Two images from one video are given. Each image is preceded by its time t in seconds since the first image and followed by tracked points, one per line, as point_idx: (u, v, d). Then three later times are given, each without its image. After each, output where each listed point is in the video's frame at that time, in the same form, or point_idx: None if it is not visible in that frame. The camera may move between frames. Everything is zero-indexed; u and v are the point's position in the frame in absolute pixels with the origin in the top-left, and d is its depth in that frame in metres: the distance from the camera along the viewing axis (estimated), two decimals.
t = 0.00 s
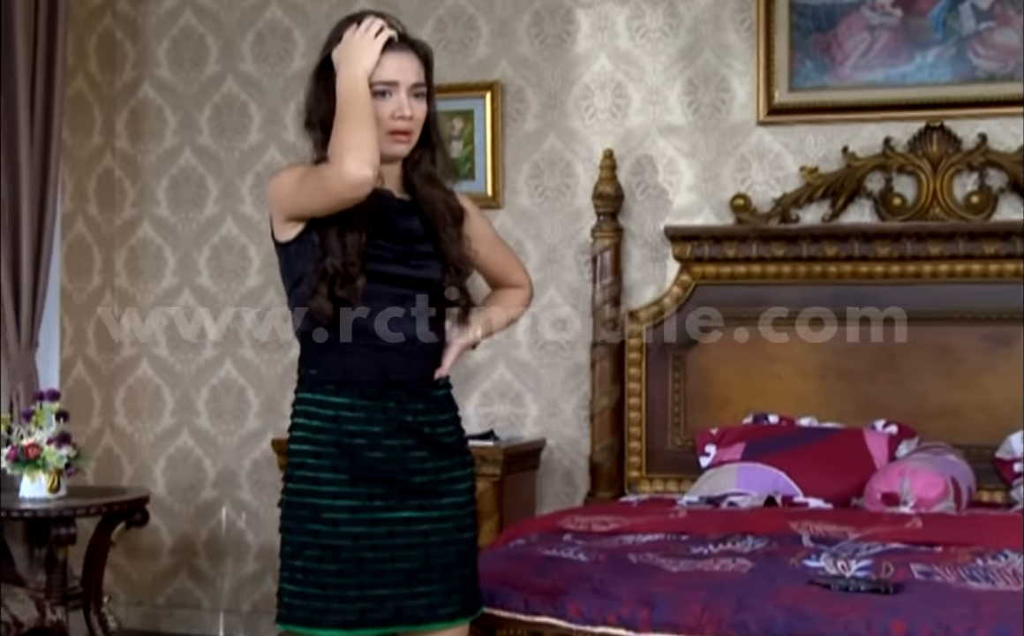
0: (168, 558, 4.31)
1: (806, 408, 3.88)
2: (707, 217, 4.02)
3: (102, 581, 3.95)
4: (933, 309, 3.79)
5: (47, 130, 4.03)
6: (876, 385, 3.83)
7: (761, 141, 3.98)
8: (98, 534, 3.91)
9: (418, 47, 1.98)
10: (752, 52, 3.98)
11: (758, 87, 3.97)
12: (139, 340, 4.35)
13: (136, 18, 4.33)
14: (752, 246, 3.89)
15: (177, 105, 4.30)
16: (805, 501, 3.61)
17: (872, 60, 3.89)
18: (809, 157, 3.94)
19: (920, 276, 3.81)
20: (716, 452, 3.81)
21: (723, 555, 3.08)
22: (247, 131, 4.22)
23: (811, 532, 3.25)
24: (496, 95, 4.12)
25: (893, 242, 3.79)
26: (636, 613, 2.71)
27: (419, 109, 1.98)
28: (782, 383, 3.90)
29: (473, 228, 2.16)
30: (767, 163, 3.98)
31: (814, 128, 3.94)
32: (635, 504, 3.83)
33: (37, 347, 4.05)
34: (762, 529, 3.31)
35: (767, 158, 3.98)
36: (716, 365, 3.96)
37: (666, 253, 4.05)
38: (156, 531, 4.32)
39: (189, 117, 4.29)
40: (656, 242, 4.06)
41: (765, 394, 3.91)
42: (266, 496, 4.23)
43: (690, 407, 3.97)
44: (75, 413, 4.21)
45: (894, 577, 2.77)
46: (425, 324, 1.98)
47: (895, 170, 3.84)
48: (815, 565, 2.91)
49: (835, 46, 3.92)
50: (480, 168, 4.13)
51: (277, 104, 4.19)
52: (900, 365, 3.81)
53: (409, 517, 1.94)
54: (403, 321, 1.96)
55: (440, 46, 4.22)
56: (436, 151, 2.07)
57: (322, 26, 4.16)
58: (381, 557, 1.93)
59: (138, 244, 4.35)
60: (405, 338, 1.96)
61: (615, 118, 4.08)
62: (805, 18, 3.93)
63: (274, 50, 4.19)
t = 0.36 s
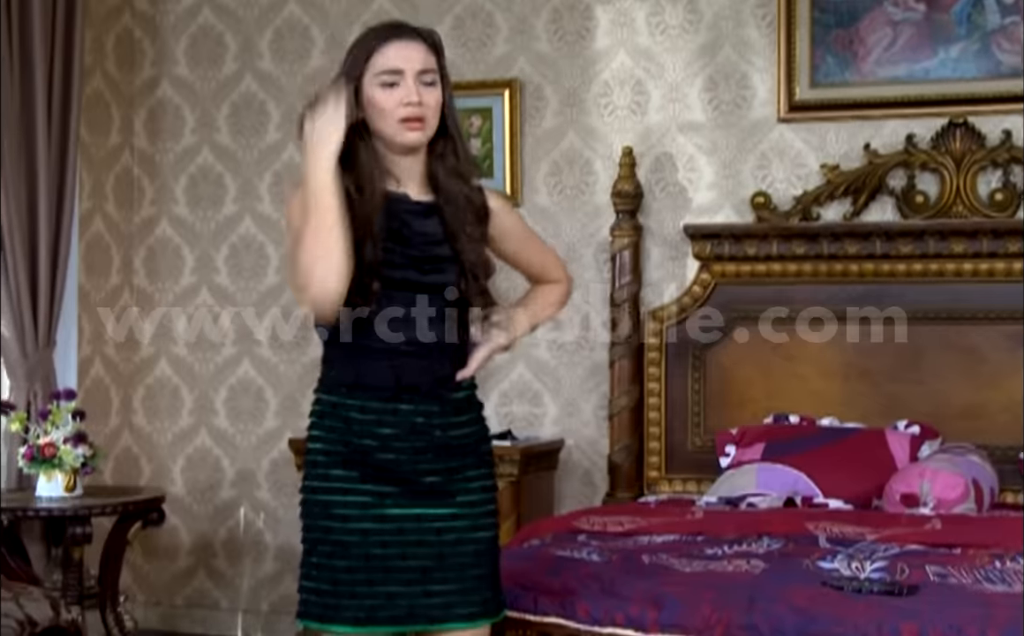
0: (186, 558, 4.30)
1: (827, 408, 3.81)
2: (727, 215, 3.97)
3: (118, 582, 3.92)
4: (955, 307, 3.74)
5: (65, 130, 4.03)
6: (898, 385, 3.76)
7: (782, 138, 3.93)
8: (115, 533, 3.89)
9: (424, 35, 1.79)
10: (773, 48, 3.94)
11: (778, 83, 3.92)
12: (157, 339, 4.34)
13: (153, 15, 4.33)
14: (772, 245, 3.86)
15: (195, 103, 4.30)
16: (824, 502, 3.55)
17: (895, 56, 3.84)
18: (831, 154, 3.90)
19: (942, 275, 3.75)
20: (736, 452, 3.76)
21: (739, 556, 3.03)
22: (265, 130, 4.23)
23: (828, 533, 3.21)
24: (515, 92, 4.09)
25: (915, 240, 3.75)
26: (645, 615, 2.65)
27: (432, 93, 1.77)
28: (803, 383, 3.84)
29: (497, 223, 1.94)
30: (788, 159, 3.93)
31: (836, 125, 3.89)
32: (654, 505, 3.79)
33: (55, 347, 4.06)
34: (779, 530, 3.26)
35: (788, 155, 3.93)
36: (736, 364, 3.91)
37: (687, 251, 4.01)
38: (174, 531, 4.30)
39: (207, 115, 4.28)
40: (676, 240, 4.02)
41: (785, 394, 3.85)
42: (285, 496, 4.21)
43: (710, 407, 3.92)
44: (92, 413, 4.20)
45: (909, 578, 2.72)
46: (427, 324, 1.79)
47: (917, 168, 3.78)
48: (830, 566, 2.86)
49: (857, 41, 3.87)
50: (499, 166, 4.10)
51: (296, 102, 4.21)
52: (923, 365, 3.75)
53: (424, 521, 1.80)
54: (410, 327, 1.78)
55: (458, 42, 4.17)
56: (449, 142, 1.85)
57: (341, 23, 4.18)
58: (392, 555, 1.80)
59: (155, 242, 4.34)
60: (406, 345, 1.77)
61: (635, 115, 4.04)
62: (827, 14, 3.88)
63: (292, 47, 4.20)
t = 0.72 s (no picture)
0: (209, 558, 4.31)
1: (850, 409, 3.79)
2: (748, 216, 3.95)
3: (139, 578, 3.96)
4: (977, 308, 3.69)
5: (88, 130, 4.06)
6: (920, 385, 3.73)
7: (804, 138, 3.91)
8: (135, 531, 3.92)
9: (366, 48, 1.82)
10: (795, 47, 3.92)
11: (800, 83, 3.90)
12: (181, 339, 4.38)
13: (177, 17, 4.40)
14: (794, 246, 3.83)
15: (217, 104, 4.35)
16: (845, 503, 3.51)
17: (917, 55, 3.81)
18: (853, 154, 3.87)
19: (965, 276, 3.71)
20: (756, 453, 3.73)
21: (754, 557, 3.00)
22: (287, 130, 4.27)
23: (845, 534, 3.19)
24: (535, 92, 4.09)
25: (937, 240, 3.71)
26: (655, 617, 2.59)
27: (336, 92, 1.80)
28: (826, 383, 3.82)
29: (454, 216, 1.74)
30: (809, 159, 3.91)
31: (858, 125, 3.86)
32: (675, 505, 3.77)
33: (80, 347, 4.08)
34: (797, 531, 3.24)
35: (810, 155, 3.91)
36: (757, 365, 3.89)
37: (708, 252, 3.99)
38: (197, 531, 4.32)
39: (230, 116, 4.33)
40: (698, 241, 4.01)
41: (807, 395, 3.83)
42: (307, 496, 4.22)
43: (732, 409, 3.91)
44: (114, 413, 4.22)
45: (924, 580, 2.68)
46: (389, 323, 1.73)
47: (940, 167, 3.75)
48: (844, 567, 2.83)
49: (879, 40, 3.84)
50: (519, 167, 4.10)
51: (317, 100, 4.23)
52: (947, 365, 3.71)
53: (401, 529, 1.71)
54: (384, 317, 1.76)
55: (479, 43, 4.17)
56: (415, 148, 1.78)
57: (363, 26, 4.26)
58: (344, 530, 1.75)
59: (179, 243, 4.39)
60: (364, 347, 1.75)
61: (656, 116, 4.03)
62: (849, 13, 3.85)
63: (314, 48, 4.27)
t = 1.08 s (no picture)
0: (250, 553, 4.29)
1: (903, 405, 3.68)
2: (798, 205, 3.86)
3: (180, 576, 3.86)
4: None
5: (127, 122, 4.04)
6: (975, 379, 3.62)
7: (855, 125, 3.81)
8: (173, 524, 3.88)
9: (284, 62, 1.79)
10: (845, 33, 3.83)
11: (851, 69, 3.80)
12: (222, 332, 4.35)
13: (217, 6, 4.37)
14: (845, 236, 3.74)
15: (257, 93, 4.33)
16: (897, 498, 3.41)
17: (972, 39, 3.71)
18: (906, 141, 3.76)
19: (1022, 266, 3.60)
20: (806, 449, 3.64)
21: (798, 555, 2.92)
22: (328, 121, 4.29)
23: (894, 532, 3.09)
24: (580, 80, 4.01)
25: (993, 230, 3.60)
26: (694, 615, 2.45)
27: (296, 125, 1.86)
28: (877, 377, 3.72)
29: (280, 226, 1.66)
30: (860, 147, 3.81)
31: (910, 111, 3.76)
32: (723, 502, 3.68)
33: (120, 341, 4.05)
34: (845, 529, 3.15)
35: (861, 143, 3.81)
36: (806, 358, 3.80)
37: (756, 242, 3.90)
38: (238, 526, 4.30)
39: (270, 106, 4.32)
40: (746, 231, 3.91)
41: (858, 389, 3.74)
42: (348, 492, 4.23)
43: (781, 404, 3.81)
44: (155, 407, 4.23)
45: (974, 580, 2.58)
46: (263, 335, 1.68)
47: (996, 155, 3.64)
48: (891, 566, 2.73)
49: (933, 24, 3.74)
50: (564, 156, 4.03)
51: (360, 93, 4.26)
52: (1004, 359, 3.60)
53: (261, 542, 1.66)
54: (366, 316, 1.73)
55: (522, 30, 4.11)
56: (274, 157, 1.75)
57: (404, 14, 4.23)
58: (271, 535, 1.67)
59: (220, 235, 4.36)
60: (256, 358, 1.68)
61: (702, 103, 3.94)
62: None
63: (355, 37, 4.26)
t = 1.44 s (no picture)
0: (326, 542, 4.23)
1: (1007, 392, 3.48)
2: (895, 180, 3.66)
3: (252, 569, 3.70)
4: None
5: (197, 105, 3.98)
6: None
7: (956, 95, 3.61)
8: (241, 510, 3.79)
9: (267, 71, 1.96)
10: None
11: (953, 35, 3.61)
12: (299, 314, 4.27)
13: None
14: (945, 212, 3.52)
15: (332, 69, 4.27)
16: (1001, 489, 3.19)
17: None
18: (1012, 111, 3.56)
19: None
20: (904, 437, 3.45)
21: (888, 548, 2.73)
22: (405, 95, 4.18)
23: (994, 525, 2.89)
24: (665, 51, 3.85)
25: None
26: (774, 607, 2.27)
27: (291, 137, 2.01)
28: (980, 362, 3.51)
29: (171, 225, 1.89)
30: (963, 118, 3.60)
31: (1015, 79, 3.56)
32: (814, 491, 3.49)
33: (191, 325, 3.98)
34: (941, 521, 2.96)
35: (963, 114, 3.60)
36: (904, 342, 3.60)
37: (850, 220, 3.71)
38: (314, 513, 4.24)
39: (346, 82, 4.25)
40: (839, 207, 3.72)
41: (960, 374, 3.53)
42: (425, 480, 4.13)
43: (878, 390, 3.62)
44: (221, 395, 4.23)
45: None
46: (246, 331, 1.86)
47: None
48: (988, 560, 2.54)
49: None
50: (647, 131, 3.88)
51: (436, 68, 4.15)
52: None
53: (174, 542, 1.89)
54: (323, 327, 1.89)
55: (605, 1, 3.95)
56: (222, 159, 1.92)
57: None
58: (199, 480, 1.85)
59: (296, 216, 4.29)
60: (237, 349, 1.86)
61: (794, 73, 3.76)
62: None
63: (431, 9, 4.15)
